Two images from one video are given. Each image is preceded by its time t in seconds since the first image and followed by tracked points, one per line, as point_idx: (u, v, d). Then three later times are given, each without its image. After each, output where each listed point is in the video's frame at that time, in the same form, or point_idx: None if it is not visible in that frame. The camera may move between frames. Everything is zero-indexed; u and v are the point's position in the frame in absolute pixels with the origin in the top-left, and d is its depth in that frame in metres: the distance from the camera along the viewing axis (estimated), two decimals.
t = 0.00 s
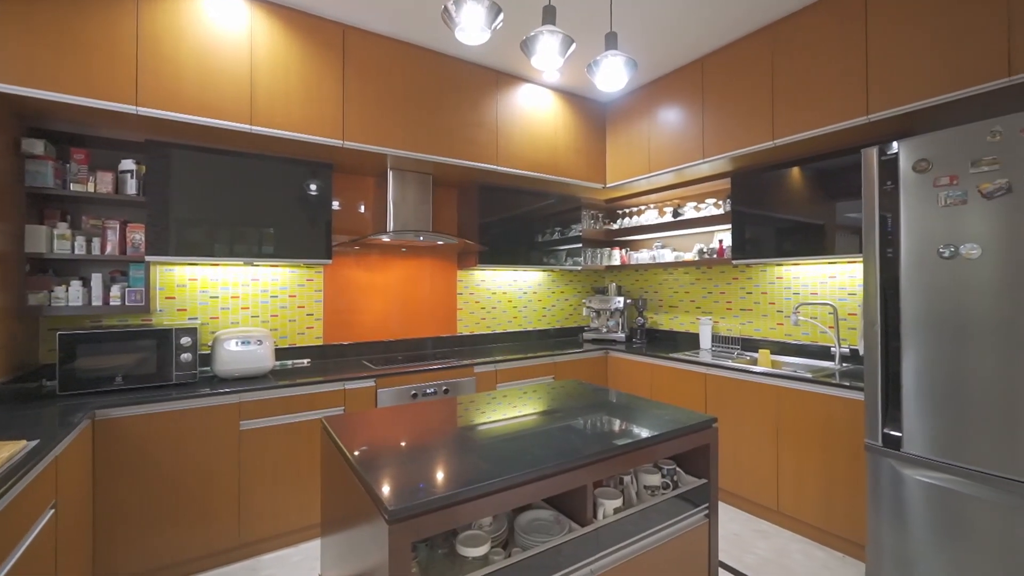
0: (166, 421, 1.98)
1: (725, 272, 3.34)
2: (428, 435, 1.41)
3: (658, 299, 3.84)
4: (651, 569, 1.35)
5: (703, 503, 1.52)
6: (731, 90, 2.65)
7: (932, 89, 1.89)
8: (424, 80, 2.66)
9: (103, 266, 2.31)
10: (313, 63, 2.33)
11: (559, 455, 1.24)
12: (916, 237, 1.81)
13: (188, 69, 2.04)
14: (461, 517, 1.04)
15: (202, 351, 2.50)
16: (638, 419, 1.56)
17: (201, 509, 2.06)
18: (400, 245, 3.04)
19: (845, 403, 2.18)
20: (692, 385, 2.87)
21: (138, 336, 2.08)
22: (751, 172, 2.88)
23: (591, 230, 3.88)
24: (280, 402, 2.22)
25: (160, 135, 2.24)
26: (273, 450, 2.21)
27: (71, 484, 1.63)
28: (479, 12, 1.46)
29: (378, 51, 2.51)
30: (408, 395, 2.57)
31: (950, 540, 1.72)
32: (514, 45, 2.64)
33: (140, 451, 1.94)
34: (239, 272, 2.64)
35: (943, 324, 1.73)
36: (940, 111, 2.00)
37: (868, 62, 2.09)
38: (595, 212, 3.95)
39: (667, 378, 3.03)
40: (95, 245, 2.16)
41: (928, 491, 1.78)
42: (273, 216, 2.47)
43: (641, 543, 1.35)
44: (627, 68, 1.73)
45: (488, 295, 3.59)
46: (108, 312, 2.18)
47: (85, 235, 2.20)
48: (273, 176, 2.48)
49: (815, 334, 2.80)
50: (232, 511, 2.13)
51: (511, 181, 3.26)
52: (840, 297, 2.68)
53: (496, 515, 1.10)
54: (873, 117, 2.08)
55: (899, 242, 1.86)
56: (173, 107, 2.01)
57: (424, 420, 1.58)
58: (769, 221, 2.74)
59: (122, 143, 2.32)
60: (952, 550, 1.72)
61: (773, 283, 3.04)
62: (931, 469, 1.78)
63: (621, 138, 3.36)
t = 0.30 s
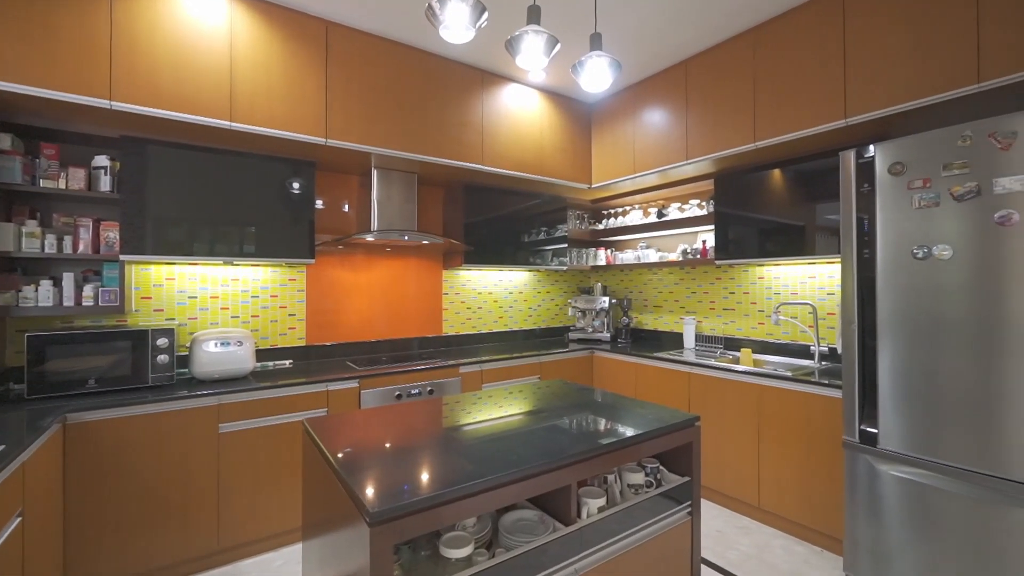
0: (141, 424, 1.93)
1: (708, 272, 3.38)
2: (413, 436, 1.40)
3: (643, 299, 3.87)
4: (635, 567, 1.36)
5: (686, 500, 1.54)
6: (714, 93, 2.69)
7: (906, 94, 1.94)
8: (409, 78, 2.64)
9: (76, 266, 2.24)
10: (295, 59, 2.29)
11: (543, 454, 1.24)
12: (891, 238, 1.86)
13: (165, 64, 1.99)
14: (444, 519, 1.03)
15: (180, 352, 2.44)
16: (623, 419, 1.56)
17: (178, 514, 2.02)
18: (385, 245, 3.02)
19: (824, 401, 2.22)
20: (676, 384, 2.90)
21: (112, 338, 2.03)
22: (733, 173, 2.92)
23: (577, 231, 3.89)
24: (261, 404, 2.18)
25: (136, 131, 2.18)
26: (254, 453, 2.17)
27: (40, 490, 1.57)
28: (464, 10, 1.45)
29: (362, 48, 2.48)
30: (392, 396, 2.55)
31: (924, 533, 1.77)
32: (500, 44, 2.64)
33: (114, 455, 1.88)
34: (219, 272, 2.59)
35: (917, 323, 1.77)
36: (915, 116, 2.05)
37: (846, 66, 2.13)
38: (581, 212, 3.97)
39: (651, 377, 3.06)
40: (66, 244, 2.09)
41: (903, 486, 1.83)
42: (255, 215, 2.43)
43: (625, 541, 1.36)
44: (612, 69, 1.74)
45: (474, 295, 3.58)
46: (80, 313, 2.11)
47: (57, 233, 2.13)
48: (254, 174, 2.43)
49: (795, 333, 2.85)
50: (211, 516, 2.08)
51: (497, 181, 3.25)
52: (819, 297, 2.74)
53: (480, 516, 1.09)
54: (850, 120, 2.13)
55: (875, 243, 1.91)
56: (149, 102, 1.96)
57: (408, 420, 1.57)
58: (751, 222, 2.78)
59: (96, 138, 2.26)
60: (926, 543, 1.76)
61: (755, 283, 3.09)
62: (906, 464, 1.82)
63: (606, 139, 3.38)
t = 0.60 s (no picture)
0: (116, 428, 1.88)
1: (692, 272, 3.42)
2: (397, 437, 1.39)
3: (628, 299, 3.90)
4: (620, 566, 1.37)
5: (669, 498, 1.55)
6: (698, 95, 2.72)
7: (882, 99, 1.99)
8: (394, 76, 2.62)
9: (46, 265, 2.16)
10: (277, 55, 2.25)
11: (529, 454, 1.24)
12: (868, 239, 1.90)
13: (141, 58, 1.94)
14: (429, 520, 1.03)
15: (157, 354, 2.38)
16: (608, 417, 1.57)
17: (154, 520, 1.96)
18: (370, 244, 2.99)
19: (804, 398, 2.27)
20: (660, 383, 2.93)
21: (85, 339, 1.97)
22: (716, 175, 2.96)
23: (563, 231, 3.91)
24: (242, 406, 2.14)
25: (111, 126, 2.12)
26: (234, 456, 2.13)
27: (8, 497, 1.52)
28: (449, 7, 1.43)
29: (346, 45, 2.45)
30: (377, 397, 2.53)
31: (899, 527, 1.81)
32: (486, 44, 2.63)
33: (87, 459, 1.83)
34: (198, 271, 2.54)
35: (893, 321, 1.82)
36: (891, 120, 2.10)
37: (825, 71, 2.18)
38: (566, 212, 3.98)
39: (636, 376, 3.08)
40: (36, 242, 2.02)
41: (879, 481, 1.87)
42: (236, 213, 2.38)
43: (610, 540, 1.36)
44: (597, 70, 1.74)
45: (460, 295, 3.56)
46: (50, 314, 2.04)
47: (26, 231, 2.06)
48: (235, 171, 2.39)
49: (776, 333, 2.90)
50: (188, 521, 2.04)
51: (483, 181, 3.24)
52: (799, 296, 2.79)
53: (465, 516, 1.09)
54: (829, 124, 2.17)
55: (853, 244, 1.95)
56: (124, 97, 1.91)
57: (392, 421, 1.55)
58: (733, 223, 2.82)
59: (68, 133, 2.19)
60: (901, 537, 1.81)
61: (738, 283, 3.13)
62: (882, 460, 1.87)
63: (592, 140, 3.40)
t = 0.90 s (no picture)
0: (91, 432, 1.83)
1: (677, 272, 3.45)
2: (383, 438, 1.38)
3: (614, 298, 3.92)
4: (606, 564, 1.37)
5: (655, 496, 1.56)
6: (683, 97, 2.75)
7: (860, 102, 2.03)
8: (380, 74, 2.59)
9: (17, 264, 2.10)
10: (259, 51, 2.22)
11: (515, 454, 1.23)
12: (848, 239, 1.93)
13: (117, 52, 1.90)
14: (414, 522, 1.02)
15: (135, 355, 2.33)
16: (595, 417, 1.58)
17: (132, 525, 1.92)
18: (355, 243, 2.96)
19: (786, 396, 2.30)
20: (646, 381, 2.95)
21: (59, 341, 1.91)
22: (701, 176, 2.99)
23: (550, 231, 3.92)
24: (223, 408, 2.09)
25: (86, 122, 2.07)
26: (214, 460, 2.09)
27: None
28: (435, 5, 1.42)
29: (330, 42, 2.42)
30: (362, 398, 2.50)
31: (877, 521, 1.85)
32: (472, 42, 2.62)
33: (61, 464, 1.78)
34: (178, 271, 2.48)
35: (872, 320, 1.86)
36: (870, 123, 2.15)
37: (806, 74, 2.22)
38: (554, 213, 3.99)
39: (622, 375, 3.10)
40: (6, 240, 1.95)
41: (859, 477, 1.91)
42: (217, 211, 2.34)
43: (596, 539, 1.37)
44: (583, 70, 1.75)
45: (446, 295, 3.55)
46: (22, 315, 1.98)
47: None
48: (216, 169, 2.34)
49: (760, 332, 2.94)
50: (167, 527, 1.99)
51: (470, 181, 3.23)
52: (782, 296, 2.83)
53: (451, 518, 1.08)
54: (810, 126, 2.21)
55: (833, 244, 1.99)
56: (100, 92, 1.86)
57: (377, 422, 1.54)
58: (718, 224, 2.86)
59: (40, 128, 2.12)
60: (879, 531, 1.85)
61: (722, 283, 3.17)
62: (861, 456, 1.91)
63: (579, 140, 3.41)
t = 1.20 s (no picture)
0: (67, 436, 1.78)
1: (664, 272, 3.48)
2: (369, 440, 1.36)
3: (602, 298, 3.94)
4: (592, 563, 1.38)
5: (642, 494, 1.57)
6: (669, 98, 2.77)
7: (841, 106, 2.07)
8: (366, 72, 2.57)
9: None
10: (243, 46, 2.18)
11: (503, 454, 1.23)
12: (829, 241, 1.97)
13: (94, 45, 1.85)
14: (400, 524, 1.01)
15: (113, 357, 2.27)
16: (582, 416, 1.58)
17: (109, 532, 1.87)
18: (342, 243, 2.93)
19: (769, 394, 2.34)
20: (633, 381, 2.98)
21: (33, 342, 1.85)
22: (687, 177, 3.02)
23: (538, 231, 3.92)
24: (205, 410, 2.06)
25: (61, 117, 2.01)
26: (195, 463, 2.05)
27: None
28: (421, 3, 1.41)
29: (316, 39, 2.39)
30: (348, 399, 2.48)
31: (858, 516, 1.89)
32: (460, 41, 2.61)
33: (35, 469, 1.73)
34: (158, 270, 2.43)
35: (853, 320, 1.89)
36: (851, 126, 2.19)
37: (789, 78, 2.25)
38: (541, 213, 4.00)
39: (609, 374, 3.12)
40: None
41: (840, 473, 1.94)
42: (199, 209, 2.29)
43: (583, 538, 1.37)
44: (571, 71, 1.75)
45: (434, 295, 3.53)
46: None
47: None
48: (198, 166, 2.29)
49: (744, 331, 2.99)
50: (147, 533, 1.95)
51: (457, 180, 3.22)
52: (766, 296, 2.88)
53: (437, 519, 1.07)
54: (793, 129, 2.25)
55: (815, 245, 2.02)
56: (76, 86, 1.81)
57: (363, 424, 1.52)
58: (704, 224, 2.89)
59: (12, 123, 2.06)
60: (860, 526, 1.89)
61: (707, 283, 3.21)
62: (842, 453, 1.94)
63: (566, 140, 3.43)
